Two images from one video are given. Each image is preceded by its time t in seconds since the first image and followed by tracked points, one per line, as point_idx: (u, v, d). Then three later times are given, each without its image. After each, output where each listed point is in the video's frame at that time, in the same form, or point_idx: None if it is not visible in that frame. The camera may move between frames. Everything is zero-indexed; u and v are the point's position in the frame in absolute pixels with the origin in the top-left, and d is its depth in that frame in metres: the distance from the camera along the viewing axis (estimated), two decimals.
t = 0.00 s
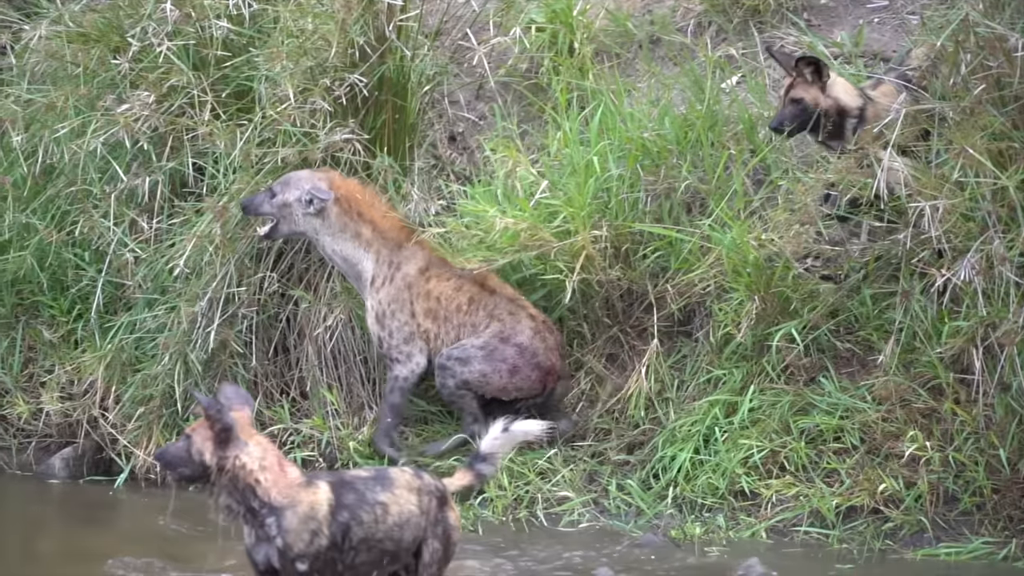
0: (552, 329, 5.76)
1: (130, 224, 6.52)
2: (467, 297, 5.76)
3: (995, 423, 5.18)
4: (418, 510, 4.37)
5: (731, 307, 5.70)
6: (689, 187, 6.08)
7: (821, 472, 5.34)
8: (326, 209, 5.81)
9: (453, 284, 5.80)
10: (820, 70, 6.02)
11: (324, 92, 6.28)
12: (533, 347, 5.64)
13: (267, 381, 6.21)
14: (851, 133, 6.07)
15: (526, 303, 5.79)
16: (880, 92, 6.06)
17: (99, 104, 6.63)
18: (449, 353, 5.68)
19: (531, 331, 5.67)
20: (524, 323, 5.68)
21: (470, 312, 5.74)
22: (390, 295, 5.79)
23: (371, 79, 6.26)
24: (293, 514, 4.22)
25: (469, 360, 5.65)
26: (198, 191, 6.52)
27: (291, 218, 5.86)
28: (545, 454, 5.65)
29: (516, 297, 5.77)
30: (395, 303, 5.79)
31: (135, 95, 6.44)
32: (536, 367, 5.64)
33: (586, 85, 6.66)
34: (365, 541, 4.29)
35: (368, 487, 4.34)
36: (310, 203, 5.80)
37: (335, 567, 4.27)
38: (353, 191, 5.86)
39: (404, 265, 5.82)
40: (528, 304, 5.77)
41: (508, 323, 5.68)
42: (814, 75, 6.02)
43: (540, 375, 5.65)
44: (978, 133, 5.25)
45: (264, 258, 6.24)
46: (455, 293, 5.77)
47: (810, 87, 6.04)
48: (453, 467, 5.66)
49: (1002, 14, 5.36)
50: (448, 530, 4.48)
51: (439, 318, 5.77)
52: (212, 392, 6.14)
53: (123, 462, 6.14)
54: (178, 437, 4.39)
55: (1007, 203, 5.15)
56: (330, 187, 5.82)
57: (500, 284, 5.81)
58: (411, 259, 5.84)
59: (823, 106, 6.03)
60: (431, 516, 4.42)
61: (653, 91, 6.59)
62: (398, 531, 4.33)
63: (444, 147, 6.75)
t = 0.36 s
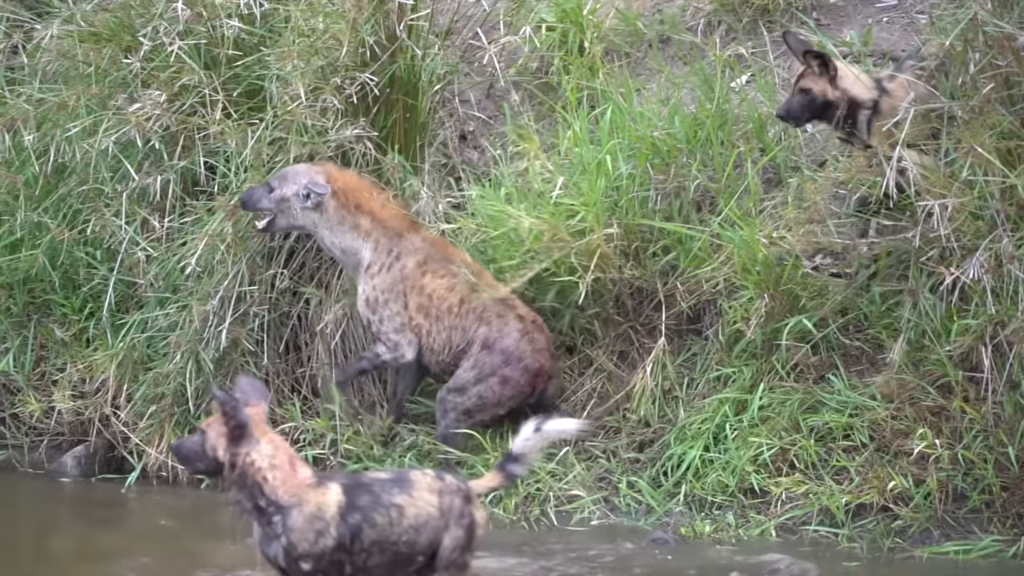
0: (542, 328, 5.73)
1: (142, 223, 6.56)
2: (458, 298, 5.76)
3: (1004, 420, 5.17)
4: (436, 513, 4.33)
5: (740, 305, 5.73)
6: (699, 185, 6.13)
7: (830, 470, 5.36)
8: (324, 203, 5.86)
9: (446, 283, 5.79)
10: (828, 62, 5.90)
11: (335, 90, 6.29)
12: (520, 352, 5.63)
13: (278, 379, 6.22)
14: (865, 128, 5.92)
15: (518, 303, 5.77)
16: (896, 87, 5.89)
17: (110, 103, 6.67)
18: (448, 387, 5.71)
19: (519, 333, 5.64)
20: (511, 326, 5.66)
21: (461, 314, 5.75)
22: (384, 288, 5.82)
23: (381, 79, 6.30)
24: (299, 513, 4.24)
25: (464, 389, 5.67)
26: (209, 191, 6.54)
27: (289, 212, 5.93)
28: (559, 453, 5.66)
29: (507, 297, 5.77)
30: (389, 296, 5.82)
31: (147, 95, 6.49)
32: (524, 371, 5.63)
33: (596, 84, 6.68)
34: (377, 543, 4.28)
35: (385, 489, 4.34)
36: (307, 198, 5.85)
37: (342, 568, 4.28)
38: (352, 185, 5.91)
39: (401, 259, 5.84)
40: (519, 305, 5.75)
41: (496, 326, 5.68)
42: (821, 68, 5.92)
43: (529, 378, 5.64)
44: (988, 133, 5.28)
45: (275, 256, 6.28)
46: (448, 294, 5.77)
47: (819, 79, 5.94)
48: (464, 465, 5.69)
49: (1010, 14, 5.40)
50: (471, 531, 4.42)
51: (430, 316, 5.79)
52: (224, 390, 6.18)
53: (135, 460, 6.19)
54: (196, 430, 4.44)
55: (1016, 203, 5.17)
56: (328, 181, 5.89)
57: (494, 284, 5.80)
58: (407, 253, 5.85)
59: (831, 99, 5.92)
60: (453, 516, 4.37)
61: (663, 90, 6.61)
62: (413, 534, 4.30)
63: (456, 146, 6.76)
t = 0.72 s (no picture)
0: (543, 329, 5.79)
1: (156, 223, 6.61)
2: (456, 297, 5.78)
3: (1013, 419, 5.21)
4: (454, 514, 4.35)
5: (749, 304, 5.78)
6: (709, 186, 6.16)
7: (839, 468, 5.40)
8: (328, 201, 5.92)
9: (445, 281, 5.81)
10: (837, 62, 6.04)
11: (347, 90, 6.35)
12: (522, 352, 5.68)
13: (290, 377, 6.27)
14: (874, 122, 6.01)
15: (519, 302, 5.80)
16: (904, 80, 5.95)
17: (125, 104, 6.72)
18: (449, 384, 5.74)
19: (521, 333, 5.69)
20: (514, 326, 5.70)
21: (457, 314, 5.76)
22: (384, 286, 5.86)
23: (394, 79, 6.37)
24: (309, 513, 4.29)
25: (465, 387, 5.71)
26: (221, 191, 6.59)
27: (294, 209, 5.98)
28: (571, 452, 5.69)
29: (507, 296, 5.79)
30: (387, 294, 5.86)
31: (162, 95, 6.55)
32: (527, 371, 5.68)
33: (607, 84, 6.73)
34: (389, 543, 4.32)
35: (400, 489, 4.37)
36: (312, 195, 5.91)
37: (353, 567, 4.32)
38: (358, 183, 5.97)
39: (402, 257, 5.87)
40: (520, 304, 5.78)
41: (498, 325, 5.70)
42: (830, 68, 6.05)
43: (531, 378, 5.70)
44: (996, 133, 5.31)
45: (288, 255, 6.34)
46: (446, 292, 5.79)
47: (826, 79, 6.06)
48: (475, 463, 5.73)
49: (1019, 15, 5.39)
50: (499, 525, 4.43)
51: (427, 314, 5.82)
52: (237, 388, 6.23)
53: (149, 458, 6.24)
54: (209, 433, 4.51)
55: None
56: (333, 179, 5.94)
57: (494, 283, 5.83)
58: (408, 250, 5.88)
59: (838, 99, 6.05)
60: (475, 514, 4.37)
61: (674, 91, 6.65)
62: (428, 534, 4.34)
63: (468, 147, 6.81)
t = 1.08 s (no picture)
0: (552, 324, 5.83)
1: (172, 223, 6.66)
2: (464, 290, 5.83)
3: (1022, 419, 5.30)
4: (472, 513, 4.38)
5: (760, 303, 5.82)
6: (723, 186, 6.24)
7: (850, 467, 5.45)
8: (342, 194, 5.99)
9: (452, 275, 5.87)
10: (847, 63, 6.00)
11: (362, 91, 6.44)
12: (533, 347, 5.71)
13: (305, 376, 6.34)
14: (887, 119, 5.95)
15: (527, 297, 5.85)
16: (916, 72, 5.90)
17: (142, 105, 6.78)
18: (460, 378, 5.76)
19: (531, 327, 5.73)
20: (524, 320, 5.74)
21: (465, 307, 5.81)
22: (392, 280, 5.94)
23: (408, 81, 6.43)
24: (320, 510, 4.34)
25: (477, 381, 5.72)
26: (238, 192, 6.66)
27: (308, 203, 6.04)
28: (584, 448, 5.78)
29: (515, 290, 5.83)
30: (395, 289, 5.93)
31: (178, 96, 6.63)
32: (537, 366, 5.73)
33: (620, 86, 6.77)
34: (405, 540, 4.36)
35: (418, 488, 4.42)
36: (326, 188, 5.98)
37: (368, 565, 4.37)
38: (371, 179, 6.04)
39: (410, 252, 5.95)
40: (528, 298, 5.82)
41: (509, 319, 5.74)
42: (841, 68, 6.01)
43: (541, 372, 5.74)
44: (1006, 136, 5.36)
45: (305, 254, 6.41)
46: (453, 286, 5.84)
47: (837, 80, 6.04)
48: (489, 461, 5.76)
49: None
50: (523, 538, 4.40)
51: (434, 308, 5.87)
52: (253, 387, 6.30)
53: (166, 456, 6.27)
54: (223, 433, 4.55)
55: None
56: (347, 172, 6.00)
57: (501, 278, 5.88)
58: (415, 246, 5.95)
59: (850, 100, 6.01)
60: (494, 518, 4.38)
61: (686, 92, 6.71)
62: (446, 532, 4.37)
63: (482, 149, 6.83)
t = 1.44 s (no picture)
0: (567, 324, 6.01)
1: (197, 225, 6.80)
2: (479, 290, 5.98)
3: None
4: (491, 518, 4.39)
5: (771, 303, 5.94)
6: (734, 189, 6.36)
7: (860, 464, 5.56)
8: (361, 190, 6.12)
9: (467, 275, 6.01)
10: (857, 60, 6.18)
11: (382, 96, 6.58)
12: (547, 347, 5.89)
13: (327, 373, 6.48)
14: (898, 114, 6.12)
15: (542, 296, 6.01)
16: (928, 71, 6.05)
17: (167, 109, 6.93)
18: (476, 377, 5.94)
19: (546, 328, 5.91)
20: (539, 321, 5.92)
21: (480, 306, 5.97)
22: (409, 276, 6.07)
23: (427, 85, 6.58)
24: (338, 504, 4.51)
25: (492, 380, 5.91)
26: (260, 194, 6.82)
27: (328, 199, 6.18)
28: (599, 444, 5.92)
29: (530, 290, 6.00)
30: (411, 285, 6.07)
31: (203, 101, 6.76)
32: (551, 365, 5.91)
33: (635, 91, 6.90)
34: (423, 538, 4.44)
35: (440, 489, 4.48)
36: (346, 184, 6.11)
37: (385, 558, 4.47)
38: (390, 175, 6.16)
39: (426, 250, 6.08)
40: (543, 299, 5.99)
41: (524, 319, 5.92)
42: (851, 65, 6.19)
43: (555, 371, 5.93)
44: (1012, 139, 5.33)
45: (328, 254, 6.56)
46: (468, 285, 5.99)
47: (848, 76, 6.21)
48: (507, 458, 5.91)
49: None
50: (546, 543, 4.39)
51: (449, 306, 6.02)
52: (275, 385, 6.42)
53: (191, 452, 6.41)
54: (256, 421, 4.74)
55: None
56: (367, 169, 6.12)
57: (516, 277, 6.04)
58: (431, 244, 6.09)
59: (860, 95, 6.19)
60: (516, 522, 4.38)
61: (699, 97, 6.84)
62: (462, 534, 4.41)
63: (500, 152, 6.98)
